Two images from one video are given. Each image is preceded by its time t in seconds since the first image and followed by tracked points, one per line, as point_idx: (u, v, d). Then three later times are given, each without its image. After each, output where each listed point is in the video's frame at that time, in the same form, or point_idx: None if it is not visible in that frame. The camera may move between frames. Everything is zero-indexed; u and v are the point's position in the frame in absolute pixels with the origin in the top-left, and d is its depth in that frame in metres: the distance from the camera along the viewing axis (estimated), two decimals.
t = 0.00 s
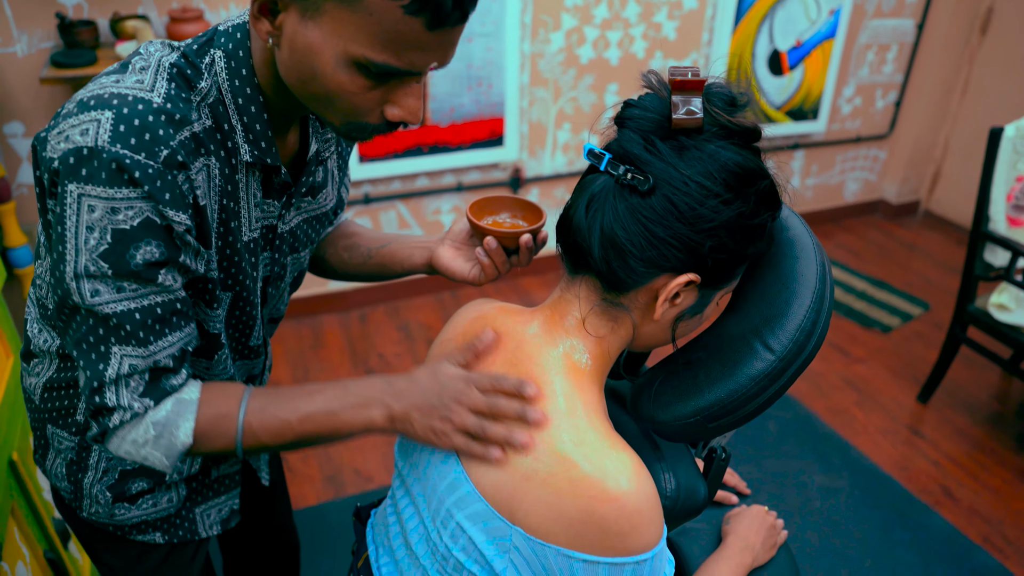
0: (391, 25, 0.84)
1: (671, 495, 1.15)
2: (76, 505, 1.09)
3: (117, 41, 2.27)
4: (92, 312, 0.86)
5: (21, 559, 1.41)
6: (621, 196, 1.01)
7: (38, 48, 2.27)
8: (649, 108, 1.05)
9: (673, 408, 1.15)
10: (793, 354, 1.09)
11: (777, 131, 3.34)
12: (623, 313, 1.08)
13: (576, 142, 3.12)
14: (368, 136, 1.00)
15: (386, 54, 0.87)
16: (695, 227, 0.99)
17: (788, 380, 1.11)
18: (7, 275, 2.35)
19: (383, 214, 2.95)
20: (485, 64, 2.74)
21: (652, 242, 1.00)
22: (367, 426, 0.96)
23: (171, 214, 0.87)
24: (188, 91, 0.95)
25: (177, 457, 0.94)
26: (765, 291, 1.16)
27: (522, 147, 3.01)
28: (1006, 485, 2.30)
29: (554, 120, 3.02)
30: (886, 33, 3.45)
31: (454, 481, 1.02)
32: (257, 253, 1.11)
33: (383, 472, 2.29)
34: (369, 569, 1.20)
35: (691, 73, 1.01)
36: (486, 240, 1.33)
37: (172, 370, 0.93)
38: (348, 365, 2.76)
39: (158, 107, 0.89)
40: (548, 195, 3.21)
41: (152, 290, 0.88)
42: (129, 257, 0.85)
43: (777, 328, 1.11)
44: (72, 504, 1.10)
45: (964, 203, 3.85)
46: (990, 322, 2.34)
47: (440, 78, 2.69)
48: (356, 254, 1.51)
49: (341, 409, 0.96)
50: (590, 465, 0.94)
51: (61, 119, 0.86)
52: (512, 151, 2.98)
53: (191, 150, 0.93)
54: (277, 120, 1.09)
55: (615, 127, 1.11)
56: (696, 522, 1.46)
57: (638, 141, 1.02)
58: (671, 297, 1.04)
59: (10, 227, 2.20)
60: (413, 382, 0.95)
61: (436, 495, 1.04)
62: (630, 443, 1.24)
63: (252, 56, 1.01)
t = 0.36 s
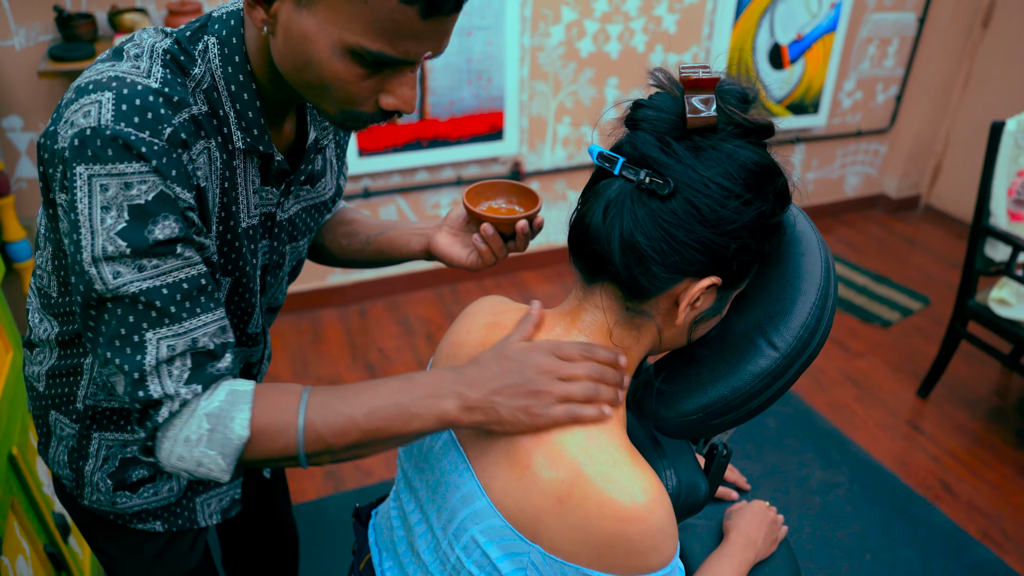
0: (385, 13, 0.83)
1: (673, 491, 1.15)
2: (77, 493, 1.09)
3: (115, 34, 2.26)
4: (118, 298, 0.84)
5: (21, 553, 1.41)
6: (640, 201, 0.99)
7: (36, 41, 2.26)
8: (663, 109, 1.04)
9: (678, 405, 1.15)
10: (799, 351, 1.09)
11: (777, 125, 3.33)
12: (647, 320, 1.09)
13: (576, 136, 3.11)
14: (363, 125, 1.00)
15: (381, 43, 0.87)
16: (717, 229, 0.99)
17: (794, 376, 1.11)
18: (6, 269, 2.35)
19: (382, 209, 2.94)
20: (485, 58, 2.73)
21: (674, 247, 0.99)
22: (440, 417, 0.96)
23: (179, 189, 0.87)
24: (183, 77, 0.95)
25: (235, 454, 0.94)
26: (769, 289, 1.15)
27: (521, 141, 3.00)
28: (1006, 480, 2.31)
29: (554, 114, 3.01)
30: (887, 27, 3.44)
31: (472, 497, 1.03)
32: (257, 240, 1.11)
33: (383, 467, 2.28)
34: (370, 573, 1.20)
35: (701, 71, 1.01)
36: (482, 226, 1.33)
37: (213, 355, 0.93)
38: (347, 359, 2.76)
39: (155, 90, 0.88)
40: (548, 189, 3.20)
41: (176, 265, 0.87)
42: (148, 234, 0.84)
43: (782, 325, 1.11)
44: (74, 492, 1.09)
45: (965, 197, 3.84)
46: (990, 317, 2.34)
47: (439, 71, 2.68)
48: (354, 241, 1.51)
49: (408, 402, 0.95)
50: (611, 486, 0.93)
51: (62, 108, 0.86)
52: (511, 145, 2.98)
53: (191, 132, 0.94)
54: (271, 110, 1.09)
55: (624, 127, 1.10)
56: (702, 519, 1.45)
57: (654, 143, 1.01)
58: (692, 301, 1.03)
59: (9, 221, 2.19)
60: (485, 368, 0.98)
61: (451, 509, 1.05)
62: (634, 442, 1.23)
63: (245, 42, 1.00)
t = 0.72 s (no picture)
0: (413, 30, 0.83)
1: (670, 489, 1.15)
2: (71, 505, 1.08)
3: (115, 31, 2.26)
4: (144, 320, 0.80)
5: (22, 549, 1.41)
6: (634, 195, 0.99)
7: (35, 38, 2.25)
8: (656, 104, 1.03)
9: (675, 401, 1.15)
10: (797, 349, 1.09)
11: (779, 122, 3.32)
12: (643, 317, 1.08)
13: (576, 133, 3.10)
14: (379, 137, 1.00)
15: (407, 58, 0.87)
16: (712, 223, 0.98)
17: (791, 375, 1.11)
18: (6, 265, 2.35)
19: (382, 205, 2.94)
20: (485, 55, 2.73)
21: (670, 242, 0.99)
22: (491, 505, 0.86)
23: (202, 206, 0.85)
24: (194, 90, 0.94)
25: (268, 491, 0.86)
26: (767, 284, 1.15)
27: (521, 137, 3.00)
28: (1006, 477, 2.30)
29: (554, 110, 3.00)
30: (889, 22, 3.43)
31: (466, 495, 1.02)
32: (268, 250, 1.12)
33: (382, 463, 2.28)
34: (369, 570, 1.21)
35: (695, 66, 1.00)
36: (487, 230, 1.33)
37: (246, 375, 0.87)
38: (347, 355, 2.76)
39: (170, 105, 0.87)
40: (547, 186, 3.20)
41: (201, 283, 0.83)
42: (173, 252, 0.81)
43: (780, 322, 1.10)
44: (68, 505, 1.09)
45: (966, 194, 3.83)
46: (992, 314, 2.33)
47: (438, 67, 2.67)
48: (352, 245, 1.51)
49: (456, 479, 0.85)
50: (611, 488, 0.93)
51: (75, 125, 0.83)
52: (511, 141, 2.97)
53: (209, 146, 0.95)
54: (282, 118, 1.09)
55: (619, 125, 1.09)
56: (700, 517, 1.45)
57: (647, 138, 1.01)
58: (690, 296, 1.03)
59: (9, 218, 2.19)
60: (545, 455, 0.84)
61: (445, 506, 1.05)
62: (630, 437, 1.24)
63: (257, 52, 1.00)
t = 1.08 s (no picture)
0: (407, 29, 0.84)
1: (675, 488, 1.15)
2: (77, 488, 1.10)
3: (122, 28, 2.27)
4: (91, 304, 0.86)
5: (28, 543, 1.42)
6: (635, 188, 0.99)
7: (44, 35, 2.27)
8: (663, 100, 1.03)
9: (678, 400, 1.15)
10: (802, 347, 1.08)
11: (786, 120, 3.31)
12: (634, 309, 1.08)
13: (581, 131, 3.10)
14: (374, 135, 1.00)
15: (400, 56, 0.87)
16: (711, 221, 0.98)
17: (795, 374, 1.10)
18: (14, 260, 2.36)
19: (387, 203, 2.94)
20: (491, 52, 2.72)
21: (668, 237, 0.99)
22: (370, 427, 0.97)
23: (169, 206, 0.88)
24: (190, 85, 0.95)
25: (178, 455, 0.95)
26: (772, 283, 1.15)
27: (527, 135, 3.00)
28: (1012, 479, 2.29)
29: (560, 108, 3.00)
30: (897, 21, 3.41)
31: (457, 471, 1.02)
32: (258, 246, 1.12)
33: (387, 461, 2.29)
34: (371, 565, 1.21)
35: (704, 63, 0.99)
36: (484, 238, 1.32)
37: (170, 366, 0.94)
38: (352, 352, 2.77)
39: (157, 100, 0.89)
40: (553, 184, 3.20)
41: (151, 281, 0.88)
42: (128, 248, 0.85)
43: (786, 320, 1.10)
44: (73, 487, 1.11)
45: (975, 193, 3.81)
46: (999, 315, 2.32)
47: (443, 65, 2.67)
48: (357, 246, 1.51)
49: (343, 411, 0.97)
50: (593, 458, 0.93)
51: (62, 109, 0.87)
52: (517, 139, 2.97)
53: (189, 144, 0.93)
54: (278, 116, 1.09)
55: (625, 117, 1.10)
56: (703, 516, 1.45)
57: (652, 133, 1.00)
58: (685, 292, 1.03)
59: (17, 214, 2.20)
60: (414, 383, 0.96)
61: (440, 487, 1.04)
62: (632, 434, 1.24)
63: (258, 50, 1.01)
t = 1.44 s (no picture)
0: (403, 19, 0.84)
1: (680, 489, 1.15)
2: (82, 479, 1.11)
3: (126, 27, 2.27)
4: (130, 286, 0.85)
5: (33, 542, 1.42)
6: (648, 192, 0.99)
7: (47, 34, 2.27)
8: (674, 101, 1.03)
9: (685, 402, 1.15)
10: (809, 349, 1.08)
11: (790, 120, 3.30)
12: (650, 315, 1.08)
13: (585, 130, 3.09)
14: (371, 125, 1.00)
15: (397, 46, 0.87)
16: (726, 224, 0.98)
17: (802, 375, 1.10)
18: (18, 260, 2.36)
19: (390, 202, 2.94)
20: (494, 51, 2.72)
21: (681, 241, 0.98)
22: (456, 413, 0.97)
23: (186, 181, 0.89)
24: (190, 75, 0.96)
25: (248, 441, 0.94)
26: (779, 285, 1.15)
27: (530, 134, 3.00)
28: (1017, 479, 2.29)
29: (563, 107, 3.00)
30: (901, 20, 3.40)
31: (473, 485, 1.03)
32: (263, 235, 1.12)
33: (390, 461, 2.29)
34: (377, 567, 1.20)
35: (713, 65, 0.99)
36: (483, 234, 1.33)
37: (225, 342, 0.93)
38: (355, 352, 2.77)
39: (162, 86, 0.90)
40: (556, 184, 3.19)
41: (185, 254, 0.88)
42: (159, 221, 0.85)
43: (792, 322, 1.10)
44: (78, 478, 1.12)
45: (979, 193, 3.80)
46: (1003, 315, 2.32)
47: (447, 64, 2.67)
48: (363, 240, 1.51)
49: (423, 395, 0.96)
50: (611, 473, 0.93)
51: (73, 101, 0.87)
52: (520, 139, 2.97)
53: (199, 127, 0.95)
54: (278, 108, 1.09)
55: (634, 120, 1.09)
56: (710, 516, 1.46)
57: (664, 135, 1.00)
58: (699, 296, 1.03)
59: (21, 214, 2.20)
60: (501, 363, 0.99)
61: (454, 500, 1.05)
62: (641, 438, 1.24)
63: (256, 41, 1.01)
